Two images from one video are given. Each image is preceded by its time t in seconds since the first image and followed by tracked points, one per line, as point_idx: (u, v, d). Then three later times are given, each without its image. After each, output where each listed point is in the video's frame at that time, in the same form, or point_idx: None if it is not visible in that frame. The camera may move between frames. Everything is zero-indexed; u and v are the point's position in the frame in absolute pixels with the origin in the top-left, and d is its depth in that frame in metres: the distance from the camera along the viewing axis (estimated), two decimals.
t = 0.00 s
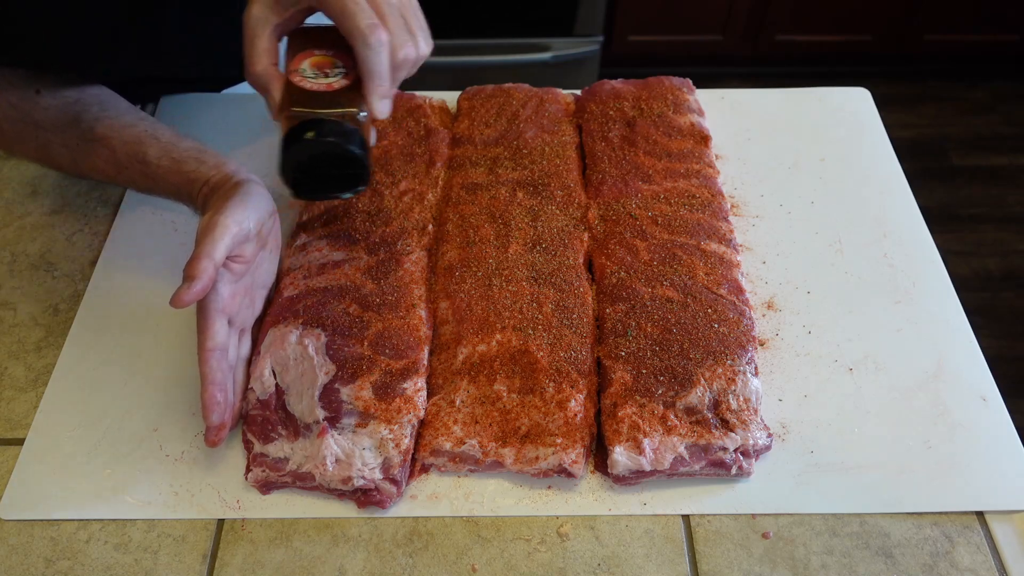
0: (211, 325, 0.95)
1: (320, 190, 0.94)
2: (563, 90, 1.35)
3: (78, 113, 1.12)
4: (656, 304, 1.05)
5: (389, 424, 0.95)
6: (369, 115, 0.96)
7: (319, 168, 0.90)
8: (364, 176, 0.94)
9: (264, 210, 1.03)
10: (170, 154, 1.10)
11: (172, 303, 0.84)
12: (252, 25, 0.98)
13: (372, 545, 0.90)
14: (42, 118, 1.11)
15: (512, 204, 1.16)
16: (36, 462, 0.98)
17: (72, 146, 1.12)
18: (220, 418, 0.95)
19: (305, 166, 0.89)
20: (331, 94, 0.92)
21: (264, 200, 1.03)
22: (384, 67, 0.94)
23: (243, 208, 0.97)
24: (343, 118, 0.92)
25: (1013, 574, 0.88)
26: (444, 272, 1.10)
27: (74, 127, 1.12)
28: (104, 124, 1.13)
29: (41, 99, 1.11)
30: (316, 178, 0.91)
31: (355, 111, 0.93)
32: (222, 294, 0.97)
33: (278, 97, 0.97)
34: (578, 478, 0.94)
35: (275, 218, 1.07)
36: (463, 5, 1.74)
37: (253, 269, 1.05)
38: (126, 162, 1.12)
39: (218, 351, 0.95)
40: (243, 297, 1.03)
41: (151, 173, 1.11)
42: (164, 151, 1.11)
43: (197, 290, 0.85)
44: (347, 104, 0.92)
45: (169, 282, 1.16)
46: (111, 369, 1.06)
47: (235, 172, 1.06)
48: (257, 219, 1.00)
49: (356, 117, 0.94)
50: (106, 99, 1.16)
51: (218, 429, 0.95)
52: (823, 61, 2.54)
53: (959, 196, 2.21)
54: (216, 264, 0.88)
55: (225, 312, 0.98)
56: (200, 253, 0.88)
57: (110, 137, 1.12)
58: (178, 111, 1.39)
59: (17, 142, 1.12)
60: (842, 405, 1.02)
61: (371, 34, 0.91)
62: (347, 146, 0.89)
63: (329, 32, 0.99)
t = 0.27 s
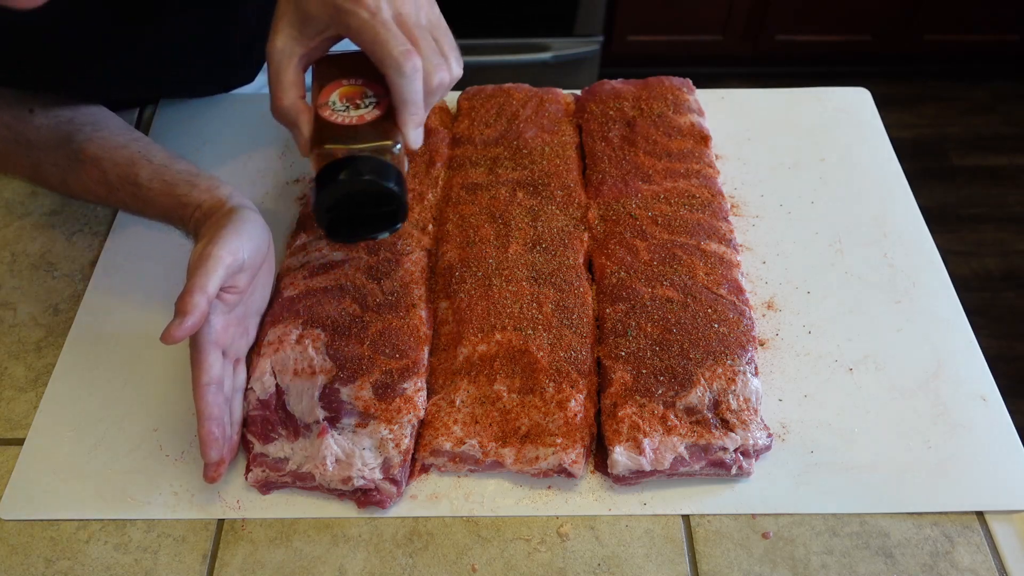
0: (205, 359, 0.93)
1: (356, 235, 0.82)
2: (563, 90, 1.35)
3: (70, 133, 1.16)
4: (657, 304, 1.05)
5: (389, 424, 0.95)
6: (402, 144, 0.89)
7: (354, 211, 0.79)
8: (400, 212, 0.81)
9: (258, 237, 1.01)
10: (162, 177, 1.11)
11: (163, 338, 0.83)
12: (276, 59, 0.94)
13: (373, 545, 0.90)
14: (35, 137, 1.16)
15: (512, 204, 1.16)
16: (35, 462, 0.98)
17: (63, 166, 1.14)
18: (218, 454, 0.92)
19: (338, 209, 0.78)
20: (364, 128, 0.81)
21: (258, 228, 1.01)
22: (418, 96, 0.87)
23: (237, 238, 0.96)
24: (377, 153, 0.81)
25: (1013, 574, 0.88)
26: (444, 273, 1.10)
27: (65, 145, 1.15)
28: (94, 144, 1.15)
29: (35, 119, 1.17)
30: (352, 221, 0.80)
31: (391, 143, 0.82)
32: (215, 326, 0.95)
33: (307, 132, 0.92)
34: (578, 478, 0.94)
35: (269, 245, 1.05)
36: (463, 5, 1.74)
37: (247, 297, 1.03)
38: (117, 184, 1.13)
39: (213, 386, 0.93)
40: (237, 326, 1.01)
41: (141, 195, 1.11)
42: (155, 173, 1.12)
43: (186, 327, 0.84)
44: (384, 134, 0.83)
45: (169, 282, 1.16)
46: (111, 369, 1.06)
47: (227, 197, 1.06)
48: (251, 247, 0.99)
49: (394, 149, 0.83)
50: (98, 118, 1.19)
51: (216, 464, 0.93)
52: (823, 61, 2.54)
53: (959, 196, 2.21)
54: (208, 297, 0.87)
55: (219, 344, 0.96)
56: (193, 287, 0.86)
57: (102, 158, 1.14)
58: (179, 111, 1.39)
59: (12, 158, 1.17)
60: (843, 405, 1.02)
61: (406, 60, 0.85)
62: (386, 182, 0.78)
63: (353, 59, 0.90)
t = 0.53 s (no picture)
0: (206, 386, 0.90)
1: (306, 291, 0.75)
2: (563, 90, 1.35)
3: (67, 151, 1.13)
4: (657, 304, 1.05)
5: (389, 424, 0.95)
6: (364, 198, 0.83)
7: (308, 262, 0.72)
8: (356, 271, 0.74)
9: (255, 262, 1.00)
10: (160, 197, 1.08)
11: (160, 365, 0.81)
12: (242, 97, 0.87)
13: (373, 545, 0.91)
14: (30, 155, 1.13)
15: (512, 204, 1.16)
16: (36, 462, 0.98)
17: (59, 185, 1.11)
18: (222, 481, 0.90)
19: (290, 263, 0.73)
20: (324, 176, 0.76)
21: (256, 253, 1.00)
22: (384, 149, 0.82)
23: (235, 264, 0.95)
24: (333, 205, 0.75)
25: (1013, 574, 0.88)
26: (444, 273, 1.10)
27: (61, 163, 1.12)
28: (90, 161, 1.12)
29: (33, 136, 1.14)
30: (300, 275, 0.74)
31: (349, 196, 0.76)
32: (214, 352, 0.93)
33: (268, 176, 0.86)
34: (578, 478, 0.94)
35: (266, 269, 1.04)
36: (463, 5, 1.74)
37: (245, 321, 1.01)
38: (113, 203, 1.10)
39: (213, 413, 0.91)
40: (236, 352, 0.99)
41: (137, 214, 1.08)
42: (151, 192, 1.09)
43: (187, 353, 0.82)
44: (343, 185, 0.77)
45: (170, 282, 1.15)
46: (111, 369, 1.06)
47: (225, 218, 1.04)
48: (249, 271, 0.97)
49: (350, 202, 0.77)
50: (96, 136, 1.17)
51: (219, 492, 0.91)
52: (822, 61, 2.54)
53: (959, 196, 2.21)
54: (207, 323, 0.85)
55: (218, 370, 0.93)
56: (192, 313, 0.85)
57: (98, 177, 1.11)
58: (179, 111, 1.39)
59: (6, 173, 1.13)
60: (843, 405, 1.02)
61: (369, 112, 0.80)
62: (340, 238, 0.71)
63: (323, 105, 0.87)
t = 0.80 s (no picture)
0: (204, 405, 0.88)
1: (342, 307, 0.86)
2: (563, 90, 1.35)
3: (57, 161, 1.09)
4: (656, 304, 1.05)
5: (389, 424, 0.95)
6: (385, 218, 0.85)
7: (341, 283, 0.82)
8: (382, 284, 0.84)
9: (245, 275, 0.97)
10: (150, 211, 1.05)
11: (153, 383, 0.78)
12: (249, 126, 0.84)
13: (373, 545, 0.91)
14: (20, 165, 1.08)
15: (512, 204, 1.16)
16: (35, 462, 0.98)
17: (49, 196, 1.07)
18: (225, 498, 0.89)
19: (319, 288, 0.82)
20: (346, 200, 0.81)
21: (244, 265, 0.97)
22: (401, 168, 0.83)
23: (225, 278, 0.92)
24: (360, 226, 0.81)
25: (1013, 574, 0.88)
26: (444, 273, 1.10)
27: (51, 175, 1.08)
28: (81, 174, 1.08)
29: (24, 146, 1.09)
30: (333, 294, 0.84)
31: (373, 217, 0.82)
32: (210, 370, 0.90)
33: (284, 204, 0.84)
34: (578, 478, 0.94)
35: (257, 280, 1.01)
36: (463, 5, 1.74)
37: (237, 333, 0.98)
38: (102, 216, 1.06)
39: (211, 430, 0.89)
40: (230, 366, 0.96)
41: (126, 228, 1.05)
42: (141, 206, 1.05)
43: (182, 370, 0.79)
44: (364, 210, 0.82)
45: (170, 283, 1.15)
46: (111, 369, 1.06)
47: (214, 234, 1.01)
48: (239, 285, 0.94)
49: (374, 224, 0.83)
50: (88, 146, 1.12)
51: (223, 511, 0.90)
52: (822, 61, 2.54)
53: (959, 197, 2.21)
54: (201, 339, 0.82)
55: (215, 387, 0.91)
56: (185, 329, 0.82)
57: (88, 189, 1.07)
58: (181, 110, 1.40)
59: None
60: (843, 405, 1.02)
61: (387, 135, 0.81)
62: (368, 258, 0.79)
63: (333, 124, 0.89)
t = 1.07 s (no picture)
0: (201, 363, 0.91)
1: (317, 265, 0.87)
2: (563, 90, 1.35)
3: (51, 139, 1.12)
4: (656, 304, 1.05)
5: (389, 424, 0.95)
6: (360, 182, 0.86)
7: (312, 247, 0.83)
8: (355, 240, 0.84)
9: (240, 243, 1.00)
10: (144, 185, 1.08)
11: (154, 345, 0.81)
12: (235, 88, 0.84)
13: (373, 545, 0.91)
14: (14, 145, 1.11)
15: (512, 204, 1.16)
16: (35, 462, 0.98)
17: (45, 174, 1.10)
18: (226, 455, 0.92)
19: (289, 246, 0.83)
20: (323, 163, 0.82)
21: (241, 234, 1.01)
22: (380, 135, 0.84)
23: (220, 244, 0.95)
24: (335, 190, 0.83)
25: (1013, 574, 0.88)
26: (444, 273, 1.10)
27: (47, 152, 1.11)
28: (77, 150, 1.11)
29: (16, 125, 1.12)
30: (308, 255, 0.85)
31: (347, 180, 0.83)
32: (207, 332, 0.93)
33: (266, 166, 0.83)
34: (578, 478, 0.94)
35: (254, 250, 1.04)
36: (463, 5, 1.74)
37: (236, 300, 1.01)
38: (98, 191, 1.09)
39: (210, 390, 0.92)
40: (229, 331, 0.99)
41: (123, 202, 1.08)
42: (138, 180, 1.09)
43: (180, 331, 0.82)
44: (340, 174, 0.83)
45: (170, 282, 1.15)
46: (111, 369, 1.06)
47: (210, 205, 1.05)
48: (235, 253, 0.98)
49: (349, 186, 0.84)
50: (79, 123, 1.15)
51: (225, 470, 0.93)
52: (822, 61, 2.54)
53: (959, 196, 2.21)
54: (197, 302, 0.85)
55: (212, 349, 0.94)
56: (181, 294, 0.85)
57: (82, 166, 1.10)
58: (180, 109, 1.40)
59: None
60: (843, 405, 1.02)
61: (367, 100, 0.81)
62: (341, 223, 0.81)
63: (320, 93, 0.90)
